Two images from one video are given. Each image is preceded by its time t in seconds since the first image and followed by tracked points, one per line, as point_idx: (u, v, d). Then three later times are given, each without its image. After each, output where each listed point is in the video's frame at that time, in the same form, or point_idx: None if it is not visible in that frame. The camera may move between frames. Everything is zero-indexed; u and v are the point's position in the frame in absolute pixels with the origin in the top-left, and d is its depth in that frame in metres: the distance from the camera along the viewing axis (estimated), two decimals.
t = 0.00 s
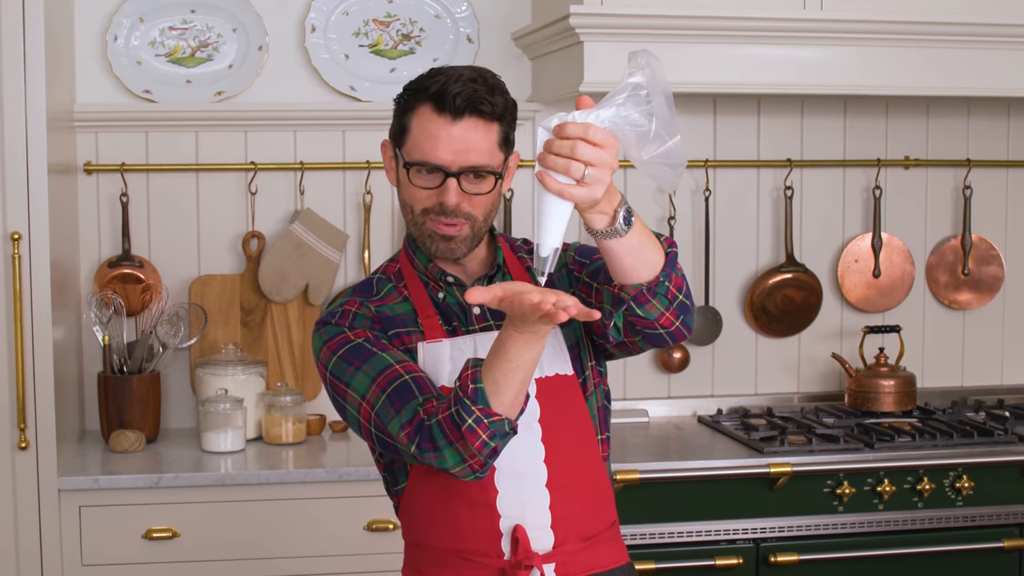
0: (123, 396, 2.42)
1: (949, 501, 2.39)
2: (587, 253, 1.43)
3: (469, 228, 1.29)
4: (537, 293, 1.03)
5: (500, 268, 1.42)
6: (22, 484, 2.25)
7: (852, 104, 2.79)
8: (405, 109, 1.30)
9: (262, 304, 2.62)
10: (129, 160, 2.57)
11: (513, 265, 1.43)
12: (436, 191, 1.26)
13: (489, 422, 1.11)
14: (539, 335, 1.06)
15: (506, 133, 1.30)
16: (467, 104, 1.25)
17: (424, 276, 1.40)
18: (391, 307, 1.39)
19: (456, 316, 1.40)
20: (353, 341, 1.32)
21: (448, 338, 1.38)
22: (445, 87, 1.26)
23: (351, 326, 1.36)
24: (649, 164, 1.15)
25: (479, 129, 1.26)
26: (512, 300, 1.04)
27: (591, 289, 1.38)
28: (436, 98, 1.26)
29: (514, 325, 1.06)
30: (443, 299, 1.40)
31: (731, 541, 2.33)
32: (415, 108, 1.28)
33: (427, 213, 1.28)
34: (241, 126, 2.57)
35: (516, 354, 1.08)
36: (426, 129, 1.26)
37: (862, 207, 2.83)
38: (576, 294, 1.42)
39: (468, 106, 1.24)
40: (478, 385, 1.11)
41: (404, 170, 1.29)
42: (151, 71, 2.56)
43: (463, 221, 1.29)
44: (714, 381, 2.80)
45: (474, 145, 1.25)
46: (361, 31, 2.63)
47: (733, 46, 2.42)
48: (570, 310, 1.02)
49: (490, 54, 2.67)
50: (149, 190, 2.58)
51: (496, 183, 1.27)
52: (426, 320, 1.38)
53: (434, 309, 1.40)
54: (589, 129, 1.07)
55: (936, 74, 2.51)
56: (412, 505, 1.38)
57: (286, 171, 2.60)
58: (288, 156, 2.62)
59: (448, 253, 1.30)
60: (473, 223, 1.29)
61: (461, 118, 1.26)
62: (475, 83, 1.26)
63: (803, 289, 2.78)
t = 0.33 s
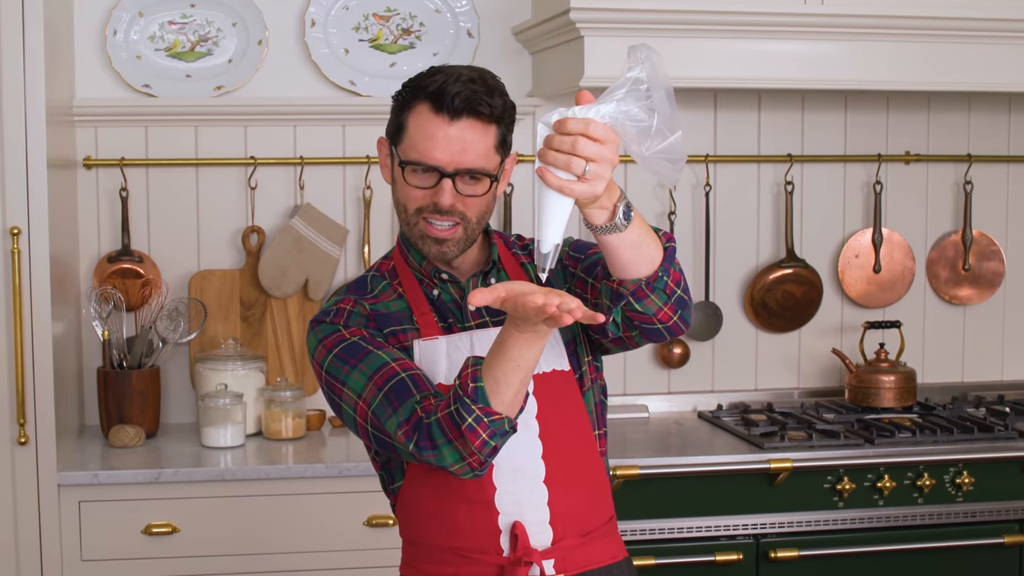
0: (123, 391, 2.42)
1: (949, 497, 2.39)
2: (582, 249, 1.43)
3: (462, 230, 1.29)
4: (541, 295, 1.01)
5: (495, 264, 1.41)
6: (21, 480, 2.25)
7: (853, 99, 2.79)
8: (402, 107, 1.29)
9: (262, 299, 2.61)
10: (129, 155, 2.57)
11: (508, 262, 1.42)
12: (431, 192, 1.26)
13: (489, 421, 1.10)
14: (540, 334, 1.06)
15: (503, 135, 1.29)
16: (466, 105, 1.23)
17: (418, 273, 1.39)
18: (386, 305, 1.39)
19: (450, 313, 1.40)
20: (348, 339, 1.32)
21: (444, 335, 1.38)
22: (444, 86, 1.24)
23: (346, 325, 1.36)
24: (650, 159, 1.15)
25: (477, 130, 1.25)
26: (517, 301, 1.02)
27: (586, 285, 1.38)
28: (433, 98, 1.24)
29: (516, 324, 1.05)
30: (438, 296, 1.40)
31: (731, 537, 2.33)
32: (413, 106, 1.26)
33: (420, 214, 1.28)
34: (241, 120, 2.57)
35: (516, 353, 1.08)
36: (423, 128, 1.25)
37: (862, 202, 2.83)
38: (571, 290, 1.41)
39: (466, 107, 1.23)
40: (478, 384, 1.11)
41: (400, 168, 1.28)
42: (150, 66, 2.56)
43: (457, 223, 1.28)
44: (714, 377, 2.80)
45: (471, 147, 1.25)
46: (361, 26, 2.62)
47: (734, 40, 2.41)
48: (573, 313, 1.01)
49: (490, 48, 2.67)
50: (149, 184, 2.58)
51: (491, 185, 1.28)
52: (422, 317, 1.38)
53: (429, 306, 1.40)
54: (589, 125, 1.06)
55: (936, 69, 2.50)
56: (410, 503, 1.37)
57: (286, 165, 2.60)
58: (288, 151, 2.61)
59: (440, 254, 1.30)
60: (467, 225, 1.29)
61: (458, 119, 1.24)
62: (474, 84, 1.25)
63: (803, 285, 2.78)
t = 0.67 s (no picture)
0: (128, 389, 2.42)
1: (954, 496, 2.38)
2: (585, 246, 1.42)
3: (469, 237, 1.30)
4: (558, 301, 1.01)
5: (499, 263, 1.41)
6: (26, 478, 2.24)
7: (858, 97, 2.78)
8: (405, 113, 1.28)
9: (266, 297, 2.61)
10: (133, 153, 2.57)
11: (511, 259, 1.42)
12: (438, 202, 1.26)
13: (499, 422, 1.10)
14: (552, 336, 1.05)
15: (506, 138, 1.29)
16: (472, 113, 1.23)
17: (422, 272, 1.39)
18: (389, 304, 1.39)
19: (453, 313, 1.40)
20: (352, 340, 1.32)
21: (447, 335, 1.38)
22: (449, 95, 1.23)
23: (350, 325, 1.36)
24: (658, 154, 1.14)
25: (483, 137, 1.25)
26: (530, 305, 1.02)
27: (591, 283, 1.38)
28: (439, 106, 1.23)
29: (527, 325, 1.05)
30: (441, 295, 1.40)
31: (735, 536, 2.32)
32: (417, 113, 1.26)
33: (428, 223, 1.28)
34: (245, 118, 2.57)
35: (528, 355, 1.07)
36: (429, 137, 1.25)
37: (868, 200, 2.82)
38: (576, 288, 1.42)
39: (473, 115, 1.23)
40: (488, 387, 1.10)
41: (406, 176, 1.28)
42: (154, 64, 2.56)
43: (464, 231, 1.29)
44: (719, 375, 2.80)
45: (477, 153, 1.25)
46: (366, 24, 2.62)
47: (738, 38, 2.41)
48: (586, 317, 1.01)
49: (494, 46, 2.66)
50: (153, 182, 2.58)
51: (496, 191, 1.28)
52: (425, 317, 1.37)
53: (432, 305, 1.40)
54: (596, 120, 1.06)
55: (940, 67, 2.50)
56: (413, 503, 1.37)
57: (290, 163, 2.60)
58: (292, 149, 2.61)
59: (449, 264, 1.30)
60: (473, 232, 1.29)
61: (464, 126, 1.24)
62: (479, 90, 1.24)
63: (808, 283, 2.78)
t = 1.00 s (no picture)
0: (130, 387, 2.42)
1: (957, 495, 2.38)
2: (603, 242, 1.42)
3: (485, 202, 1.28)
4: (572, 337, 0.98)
5: (506, 256, 1.41)
6: (29, 476, 2.24)
7: (860, 95, 2.78)
8: (400, 90, 1.29)
9: (268, 295, 2.61)
10: (135, 151, 2.56)
11: (521, 252, 1.42)
12: (447, 167, 1.26)
13: (493, 452, 1.09)
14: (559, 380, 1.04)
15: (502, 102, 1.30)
16: (466, 75, 1.24)
17: (428, 264, 1.40)
18: (391, 297, 1.39)
19: (458, 307, 1.40)
20: (351, 342, 1.32)
21: (446, 335, 1.38)
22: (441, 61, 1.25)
23: (350, 321, 1.36)
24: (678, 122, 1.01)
25: (482, 98, 1.26)
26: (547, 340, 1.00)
27: (611, 282, 1.37)
28: (432, 73, 1.25)
29: (539, 362, 1.03)
30: (446, 288, 1.40)
31: (738, 535, 2.32)
32: (412, 86, 1.27)
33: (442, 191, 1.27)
34: (247, 117, 2.57)
35: (532, 391, 1.06)
36: (429, 105, 1.26)
37: (870, 198, 2.82)
38: (592, 285, 1.41)
39: (467, 76, 1.24)
40: (487, 416, 1.09)
41: (411, 151, 1.28)
42: (157, 62, 2.55)
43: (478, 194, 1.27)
44: (721, 373, 2.80)
45: (479, 114, 1.25)
46: (368, 22, 2.62)
47: (742, 36, 2.41)
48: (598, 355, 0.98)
49: (497, 44, 2.66)
50: (155, 181, 2.58)
51: (501, 151, 1.28)
52: (424, 317, 1.38)
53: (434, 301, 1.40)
54: (609, 90, 1.02)
55: (942, 65, 2.50)
56: (410, 497, 1.38)
57: (292, 162, 2.60)
58: (294, 147, 2.61)
59: (468, 231, 1.28)
60: (487, 196, 1.28)
61: (461, 90, 1.25)
62: (469, 53, 1.26)
63: (811, 281, 2.78)
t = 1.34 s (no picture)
0: (131, 385, 2.41)
1: (959, 493, 2.38)
2: (613, 248, 1.40)
3: (492, 194, 1.28)
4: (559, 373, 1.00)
5: (514, 255, 1.41)
6: (30, 475, 2.24)
7: (863, 93, 2.78)
8: (411, 82, 1.31)
9: (270, 293, 2.61)
10: (136, 150, 2.56)
11: (529, 249, 1.42)
12: (454, 158, 1.26)
13: (475, 474, 1.13)
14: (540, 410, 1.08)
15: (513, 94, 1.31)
16: (474, 66, 1.26)
17: (435, 260, 1.40)
18: (394, 292, 1.40)
19: (462, 305, 1.40)
20: (349, 341, 1.33)
21: (445, 335, 1.38)
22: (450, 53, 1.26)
23: (351, 318, 1.36)
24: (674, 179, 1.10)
25: (490, 90, 1.27)
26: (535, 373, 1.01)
27: (622, 294, 1.36)
28: (440, 65, 1.26)
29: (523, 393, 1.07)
30: (451, 285, 1.40)
31: (740, 533, 2.32)
32: (421, 78, 1.29)
33: (449, 181, 1.27)
34: (249, 115, 2.56)
35: (516, 419, 1.10)
36: (436, 96, 1.26)
37: (872, 196, 2.82)
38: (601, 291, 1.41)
39: (475, 68, 1.25)
40: (472, 438, 1.13)
41: (418, 142, 1.28)
42: (158, 60, 2.55)
43: (485, 185, 1.27)
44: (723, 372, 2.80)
45: (486, 105, 1.26)
46: (370, 20, 2.61)
47: (743, 34, 2.40)
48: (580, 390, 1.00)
49: (499, 42, 2.66)
50: (156, 179, 2.58)
51: (510, 143, 1.28)
52: (423, 317, 1.38)
53: (436, 299, 1.40)
54: (613, 144, 1.05)
55: (945, 63, 2.49)
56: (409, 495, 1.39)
57: (293, 160, 2.60)
58: (296, 146, 2.61)
59: (474, 222, 1.28)
60: (495, 188, 1.28)
61: (469, 80, 1.26)
62: (478, 45, 1.28)
63: (813, 280, 2.78)
